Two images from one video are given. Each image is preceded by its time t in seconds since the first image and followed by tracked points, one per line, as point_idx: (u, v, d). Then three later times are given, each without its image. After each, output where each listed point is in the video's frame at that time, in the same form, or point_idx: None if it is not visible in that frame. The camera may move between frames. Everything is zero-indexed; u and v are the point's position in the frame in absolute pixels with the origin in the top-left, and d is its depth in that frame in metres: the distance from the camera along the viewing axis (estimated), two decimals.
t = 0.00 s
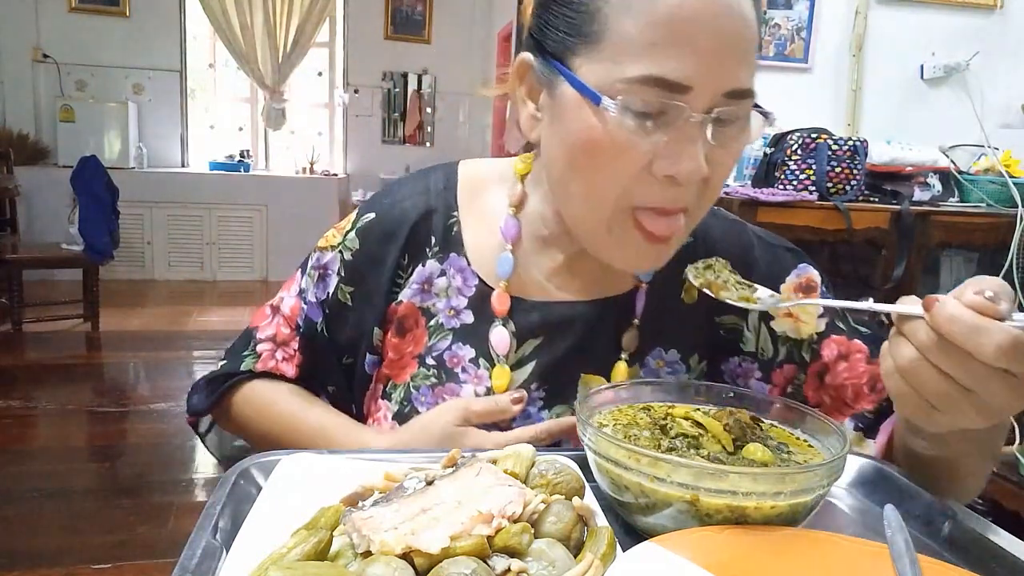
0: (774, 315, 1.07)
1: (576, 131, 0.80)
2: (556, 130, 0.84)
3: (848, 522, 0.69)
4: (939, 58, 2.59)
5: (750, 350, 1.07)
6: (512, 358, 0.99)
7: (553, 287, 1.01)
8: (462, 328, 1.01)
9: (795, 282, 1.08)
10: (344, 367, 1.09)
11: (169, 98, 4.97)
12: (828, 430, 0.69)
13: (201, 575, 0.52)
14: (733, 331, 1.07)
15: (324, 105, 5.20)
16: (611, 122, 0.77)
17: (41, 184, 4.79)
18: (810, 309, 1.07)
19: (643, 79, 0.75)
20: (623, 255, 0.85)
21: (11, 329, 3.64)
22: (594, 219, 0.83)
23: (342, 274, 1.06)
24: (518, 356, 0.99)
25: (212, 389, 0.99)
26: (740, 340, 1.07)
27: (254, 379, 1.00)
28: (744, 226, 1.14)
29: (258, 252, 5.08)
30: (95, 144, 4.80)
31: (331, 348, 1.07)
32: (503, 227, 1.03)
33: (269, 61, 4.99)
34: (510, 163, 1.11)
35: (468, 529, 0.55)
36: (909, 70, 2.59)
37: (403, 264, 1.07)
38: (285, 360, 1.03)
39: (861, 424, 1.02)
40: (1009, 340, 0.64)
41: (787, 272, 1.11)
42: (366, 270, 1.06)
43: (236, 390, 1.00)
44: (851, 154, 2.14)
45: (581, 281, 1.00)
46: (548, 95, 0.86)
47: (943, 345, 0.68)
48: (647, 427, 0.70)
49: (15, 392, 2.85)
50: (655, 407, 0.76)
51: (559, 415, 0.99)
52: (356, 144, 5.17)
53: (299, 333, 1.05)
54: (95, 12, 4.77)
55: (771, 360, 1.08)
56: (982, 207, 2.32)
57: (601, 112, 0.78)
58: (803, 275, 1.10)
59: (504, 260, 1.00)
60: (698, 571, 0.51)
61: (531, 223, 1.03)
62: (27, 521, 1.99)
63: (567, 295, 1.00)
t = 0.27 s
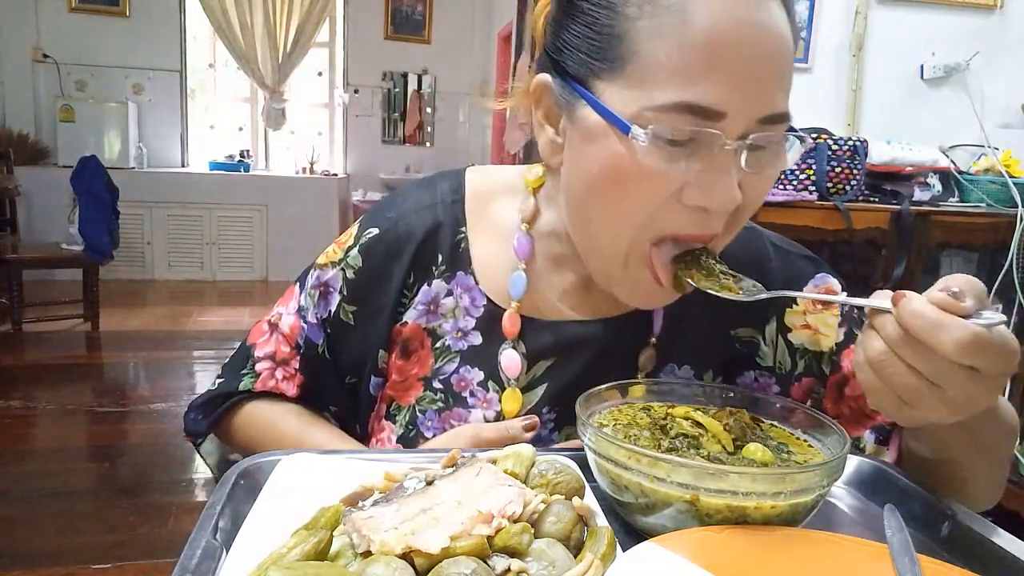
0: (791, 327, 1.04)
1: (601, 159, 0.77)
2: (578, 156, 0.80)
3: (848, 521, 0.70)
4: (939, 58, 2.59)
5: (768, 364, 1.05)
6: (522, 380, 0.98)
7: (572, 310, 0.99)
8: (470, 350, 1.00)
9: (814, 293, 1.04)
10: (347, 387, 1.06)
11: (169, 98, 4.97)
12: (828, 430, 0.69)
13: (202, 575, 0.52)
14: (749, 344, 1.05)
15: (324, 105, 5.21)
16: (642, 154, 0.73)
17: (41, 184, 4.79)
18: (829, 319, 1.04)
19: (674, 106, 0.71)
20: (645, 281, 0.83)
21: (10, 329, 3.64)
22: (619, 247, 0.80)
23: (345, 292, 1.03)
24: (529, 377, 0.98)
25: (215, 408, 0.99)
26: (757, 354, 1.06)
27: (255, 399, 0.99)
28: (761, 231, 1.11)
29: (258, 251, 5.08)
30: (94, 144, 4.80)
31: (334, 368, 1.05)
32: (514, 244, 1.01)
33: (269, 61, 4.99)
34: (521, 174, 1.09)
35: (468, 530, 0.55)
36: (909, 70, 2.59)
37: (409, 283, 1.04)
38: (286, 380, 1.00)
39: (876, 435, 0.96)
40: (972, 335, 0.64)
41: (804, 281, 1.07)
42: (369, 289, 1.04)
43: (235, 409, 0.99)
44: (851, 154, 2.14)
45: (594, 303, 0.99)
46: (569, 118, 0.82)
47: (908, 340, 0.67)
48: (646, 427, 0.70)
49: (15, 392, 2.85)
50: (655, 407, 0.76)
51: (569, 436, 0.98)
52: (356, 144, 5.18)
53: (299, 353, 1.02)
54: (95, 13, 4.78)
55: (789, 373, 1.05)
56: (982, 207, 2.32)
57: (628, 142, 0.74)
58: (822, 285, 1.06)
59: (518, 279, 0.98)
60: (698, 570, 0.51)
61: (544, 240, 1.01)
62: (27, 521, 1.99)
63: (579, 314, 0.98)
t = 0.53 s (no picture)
0: (793, 329, 1.04)
1: (616, 175, 0.76)
2: (591, 171, 0.80)
3: (849, 522, 0.69)
4: (939, 58, 2.59)
5: (770, 367, 1.05)
6: (522, 388, 0.97)
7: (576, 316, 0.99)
8: (468, 358, 1.00)
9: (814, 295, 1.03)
10: (344, 393, 1.06)
11: (169, 98, 4.97)
12: (828, 430, 0.69)
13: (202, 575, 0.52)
14: (751, 347, 1.05)
15: (324, 105, 5.21)
16: (663, 176, 0.73)
17: (41, 184, 4.78)
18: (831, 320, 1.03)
19: (692, 125, 0.71)
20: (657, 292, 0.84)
21: (10, 329, 3.64)
22: (631, 259, 0.81)
23: (342, 299, 1.03)
24: (529, 385, 0.98)
25: (209, 415, 0.99)
26: (758, 358, 1.05)
27: (249, 406, 0.98)
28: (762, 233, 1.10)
29: (258, 251, 5.08)
30: (94, 144, 4.80)
31: (331, 375, 1.04)
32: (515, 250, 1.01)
33: (269, 61, 4.98)
34: (523, 178, 1.08)
35: (468, 529, 0.55)
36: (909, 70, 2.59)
37: (407, 290, 1.05)
38: (283, 387, 0.99)
39: (877, 435, 0.97)
40: (924, 307, 0.65)
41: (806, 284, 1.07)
42: (366, 296, 1.04)
43: (232, 415, 0.98)
44: (851, 154, 2.15)
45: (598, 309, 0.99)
46: (580, 133, 0.81)
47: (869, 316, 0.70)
48: (646, 427, 0.70)
49: (15, 392, 2.85)
50: (655, 407, 0.76)
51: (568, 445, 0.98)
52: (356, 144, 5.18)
53: (296, 360, 1.01)
54: (95, 13, 4.78)
55: (792, 377, 1.05)
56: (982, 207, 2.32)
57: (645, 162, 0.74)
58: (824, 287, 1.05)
59: (517, 287, 0.98)
60: (698, 570, 0.51)
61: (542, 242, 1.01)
62: (26, 521, 1.99)
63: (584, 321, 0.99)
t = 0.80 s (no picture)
0: (793, 329, 1.05)
1: (623, 180, 0.77)
2: (597, 177, 0.80)
3: (849, 523, 0.70)
4: (939, 58, 2.59)
5: (768, 367, 1.06)
6: (520, 390, 0.98)
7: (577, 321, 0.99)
8: (465, 360, 1.00)
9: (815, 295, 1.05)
10: (342, 396, 1.06)
11: (168, 98, 4.97)
12: (828, 430, 0.69)
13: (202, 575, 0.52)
14: (750, 348, 1.05)
15: (324, 105, 5.21)
16: (672, 183, 0.72)
17: (41, 184, 4.78)
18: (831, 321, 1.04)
19: (703, 132, 0.71)
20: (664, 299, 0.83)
21: (10, 329, 3.64)
22: (636, 265, 0.80)
23: (339, 300, 1.03)
24: (527, 387, 0.98)
25: (208, 417, 0.99)
26: (757, 358, 1.06)
27: (247, 408, 0.98)
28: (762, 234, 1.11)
29: (258, 251, 5.08)
30: (94, 144, 4.80)
31: (328, 377, 1.04)
32: (512, 252, 1.02)
33: (269, 61, 4.99)
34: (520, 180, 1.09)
35: (468, 530, 0.55)
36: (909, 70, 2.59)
37: (404, 292, 1.04)
38: (280, 388, 0.99)
39: (878, 436, 0.94)
40: (925, 268, 0.64)
41: (806, 284, 1.07)
42: (363, 298, 1.03)
43: (230, 416, 0.98)
44: (851, 154, 2.15)
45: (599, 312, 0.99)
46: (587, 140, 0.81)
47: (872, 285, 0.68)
48: (646, 428, 0.70)
49: (15, 392, 2.85)
50: (654, 407, 0.76)
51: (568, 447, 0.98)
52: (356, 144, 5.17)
53: (293, 361, 1.01)
54: (95, 12, 4.78)
55: (791, 377, 1.05)
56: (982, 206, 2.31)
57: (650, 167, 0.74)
58: (825, 287, 1.06)
59: (513, 290, 0.98)
60: (698, 570, 0.51)
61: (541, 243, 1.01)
62: (27, 521, 1.99)
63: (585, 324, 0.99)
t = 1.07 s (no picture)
0: (787, 325, 1.05)
1: (601, 183, 0.77)
2: (578, 175, 0.81)
3: (849, 522, 0.69)
4: (939, 58, 2.59)
5: (763, 363, 1.06)
6: (517, 386, 0.98)
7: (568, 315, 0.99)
8: (463, 358, 1.00)
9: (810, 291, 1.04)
10: (339, 396, 1.06)
11: (168, 97, 4.97)
12: (829, 430, 0.69)
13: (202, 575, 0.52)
14: (745, 344, 1.06)
15: (324, 105, 5.20)
16: (648, 190, 0.73)
17: (40, 184, 4.78)
18: (826, 318, 1.04)
19: (682, 139, 0.71)
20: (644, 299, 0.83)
21: (10, 329, 3.64)
22: (617, 265, 0.81)
23: (335, 300, 1.03)
24: (524, 384, 0.98)
25: (205, 420, 0.98)
26: (752, 354, 1.06)
27: (245, 409, 0.98)
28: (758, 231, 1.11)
29: (258, 252, 5.08)
30: (94, 144, 4.80)
31: (325, 377, 1.04)
32: (507, 251, 1.02)
33: (269, 61, 4.99)
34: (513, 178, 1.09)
35: (468, 530, 0.55)
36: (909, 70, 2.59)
37: (399, 291, 1.04)
38: (277, 389, 0.99)
39: (875, 432, 0.94)
40: (993, 281, 0.61)
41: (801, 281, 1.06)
42: (358, 297, 1.04)
43: (229, 418, 0.98)
44: (851, 154, 2.15)
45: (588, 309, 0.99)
46: (571, 140, 0.81)
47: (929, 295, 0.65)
48: (647, 427, 0.70)
49: (15, 392, 2.85)
50: (654, 407, 0.76)
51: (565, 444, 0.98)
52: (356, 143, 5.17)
53: (291, 362, 1.01)
54: (95, 12, 4.78)
55: (786, 373, 1.05)
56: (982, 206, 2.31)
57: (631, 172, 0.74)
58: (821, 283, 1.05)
59: (510, 287, 0.98)
60: (699, 570, 0.51)
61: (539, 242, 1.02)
62: (27, 521, 1.99)
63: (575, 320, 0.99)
